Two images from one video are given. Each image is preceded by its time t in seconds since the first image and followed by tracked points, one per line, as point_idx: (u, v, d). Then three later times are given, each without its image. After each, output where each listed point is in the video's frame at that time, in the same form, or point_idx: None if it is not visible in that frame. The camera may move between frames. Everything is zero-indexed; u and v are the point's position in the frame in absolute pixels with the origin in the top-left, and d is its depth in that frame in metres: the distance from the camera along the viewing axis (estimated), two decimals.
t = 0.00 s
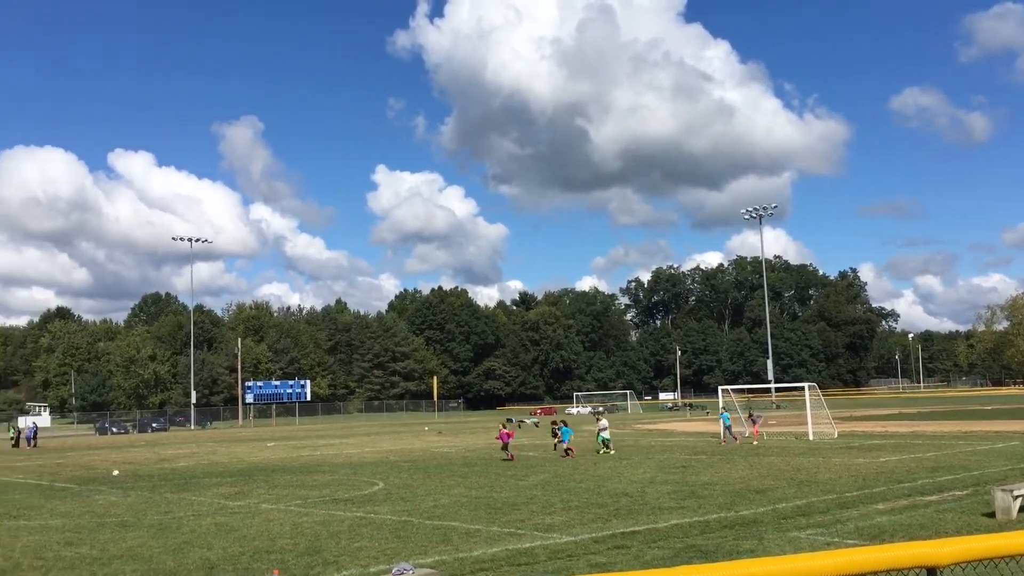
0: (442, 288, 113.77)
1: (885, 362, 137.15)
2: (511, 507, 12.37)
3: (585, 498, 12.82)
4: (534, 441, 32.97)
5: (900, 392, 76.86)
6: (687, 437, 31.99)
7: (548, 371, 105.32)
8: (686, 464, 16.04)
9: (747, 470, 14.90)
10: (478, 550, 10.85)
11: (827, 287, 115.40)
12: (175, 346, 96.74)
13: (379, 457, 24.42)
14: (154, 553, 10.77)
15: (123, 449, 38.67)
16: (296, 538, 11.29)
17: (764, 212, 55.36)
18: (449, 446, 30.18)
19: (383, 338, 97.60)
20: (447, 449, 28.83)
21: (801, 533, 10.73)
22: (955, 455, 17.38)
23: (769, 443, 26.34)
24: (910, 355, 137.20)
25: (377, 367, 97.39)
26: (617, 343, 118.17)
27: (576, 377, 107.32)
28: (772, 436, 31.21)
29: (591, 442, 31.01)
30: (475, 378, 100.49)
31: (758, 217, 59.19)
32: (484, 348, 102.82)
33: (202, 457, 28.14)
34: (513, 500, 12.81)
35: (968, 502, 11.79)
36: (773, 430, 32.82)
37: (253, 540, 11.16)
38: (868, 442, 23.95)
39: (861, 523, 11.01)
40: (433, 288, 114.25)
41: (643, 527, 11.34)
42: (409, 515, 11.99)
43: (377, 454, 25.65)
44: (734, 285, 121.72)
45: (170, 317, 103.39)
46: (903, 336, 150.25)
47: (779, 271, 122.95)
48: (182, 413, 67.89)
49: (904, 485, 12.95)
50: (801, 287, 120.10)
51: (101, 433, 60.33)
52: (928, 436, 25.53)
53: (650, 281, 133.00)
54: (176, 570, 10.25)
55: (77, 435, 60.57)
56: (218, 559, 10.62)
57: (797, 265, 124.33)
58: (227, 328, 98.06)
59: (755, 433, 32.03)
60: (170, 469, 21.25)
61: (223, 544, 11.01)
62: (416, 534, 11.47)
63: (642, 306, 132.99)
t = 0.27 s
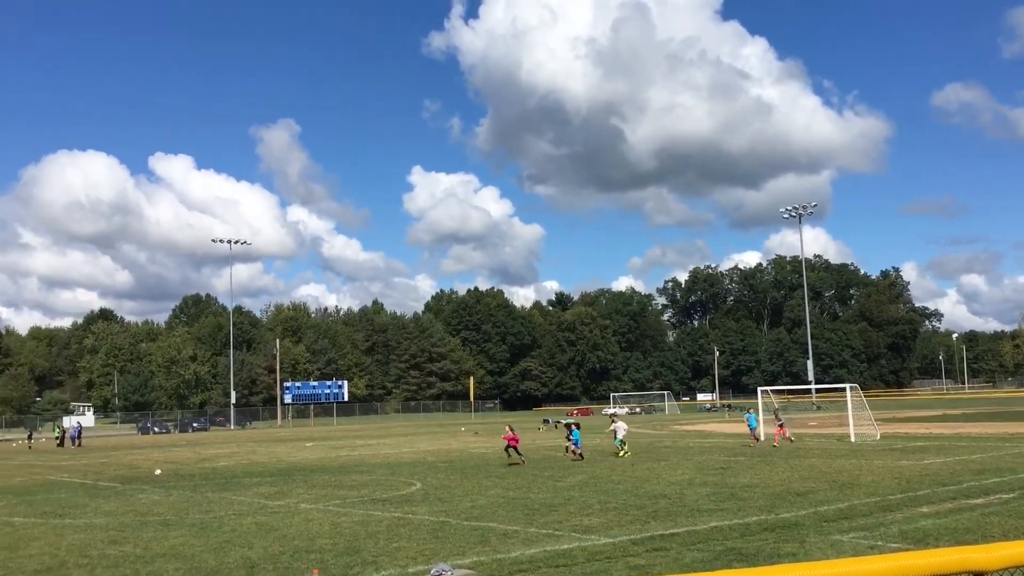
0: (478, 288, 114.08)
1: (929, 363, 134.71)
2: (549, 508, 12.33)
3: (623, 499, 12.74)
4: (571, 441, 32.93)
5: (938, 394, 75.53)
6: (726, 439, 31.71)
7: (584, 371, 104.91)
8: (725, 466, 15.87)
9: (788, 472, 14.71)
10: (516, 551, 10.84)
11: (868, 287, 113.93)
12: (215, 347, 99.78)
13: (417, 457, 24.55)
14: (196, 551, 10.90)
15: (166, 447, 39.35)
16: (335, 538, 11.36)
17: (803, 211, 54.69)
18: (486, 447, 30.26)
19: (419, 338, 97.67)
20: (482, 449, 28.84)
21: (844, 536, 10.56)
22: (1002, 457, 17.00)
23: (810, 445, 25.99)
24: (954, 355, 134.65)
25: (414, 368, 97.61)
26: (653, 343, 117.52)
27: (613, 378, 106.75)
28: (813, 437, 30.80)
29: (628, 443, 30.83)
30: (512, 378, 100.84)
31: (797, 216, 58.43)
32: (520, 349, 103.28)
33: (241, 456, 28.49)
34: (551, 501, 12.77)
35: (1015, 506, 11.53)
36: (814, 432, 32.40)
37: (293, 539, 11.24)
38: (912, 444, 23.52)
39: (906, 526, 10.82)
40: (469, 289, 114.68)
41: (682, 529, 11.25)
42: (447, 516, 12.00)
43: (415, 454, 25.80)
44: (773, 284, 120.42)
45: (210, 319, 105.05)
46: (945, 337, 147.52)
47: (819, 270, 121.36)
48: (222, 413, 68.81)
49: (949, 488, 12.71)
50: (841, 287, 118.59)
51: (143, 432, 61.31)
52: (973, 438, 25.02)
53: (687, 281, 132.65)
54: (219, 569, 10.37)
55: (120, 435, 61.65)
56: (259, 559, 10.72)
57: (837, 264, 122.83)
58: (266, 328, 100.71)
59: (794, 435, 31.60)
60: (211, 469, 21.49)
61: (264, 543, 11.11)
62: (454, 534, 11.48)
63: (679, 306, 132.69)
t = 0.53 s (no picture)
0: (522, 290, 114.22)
1: (981, 362, 131.72)
2: (595, 510, 12.26)
3: (670, 501, 12.62)
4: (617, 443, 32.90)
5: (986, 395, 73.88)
6: (775, 440, 31.44)
7: (629, 372, 104.43)
8: (775, 468, 15.67)
9: (838, 474, 14.48)
10: (563, 553, 10.78)
11: (919, 286, 111.99)
12: (261, 348, 102.27)
13: (463, 458, 24.73)
14: (245, 551, 11.01)
15: (217, 448, 40.22)
16: (382, 539, 11.41)
17: (852, 209, 53.88)
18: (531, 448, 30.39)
19: (463, 340, 97.75)
20: (527, 450, 28.94)
21: (897, 540, 10.35)
22: None
23: (860, 446, 25.63)
24: (1007, 354, 131.46)
25: (457, 370, 97.85)
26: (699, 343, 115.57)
27: (658, 379, 106.28)
28: (863, 438, 30.38)
29: (675, 445, 30.72)
30: (556, 379, 100.22)
31: (845, 214, 57.50)
32: (565, 349, 102.99)
33: (289, 457, 28.94)
34: (596, 503, 12.69)
35: None
36: (865, 433, 31.95)
37: (340, 540, 11.30)
38: (967, 445, 23.05)
39: (961, 529, 10.56)
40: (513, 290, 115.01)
41: (731, 532, 11.11)
42: (493, 517, 11.99)
43: (460, 456, 25.99)
44: (821, 284, 118.78)
45: (257, 322, 106.85)
46: (997, 337, 144.25)
47: (869, 269, 119.26)
48: (269, 414, 69.94)
49: (1006, 491, 12.37)
50: (892, 286, 116.72)
51: (192, 433, 62.17)
52: None
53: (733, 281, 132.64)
54: (268, 570, 10.45)
55: (170, 435, 62.76)
56: (307, 559, 10.77)
57: (888, 262, 120.92)
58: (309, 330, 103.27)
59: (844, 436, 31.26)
60: (259, 469, 21.81)
61: (311, 544, 11.19)
62: (500, 535, 11.46)
63: (725, 306, 133.21)
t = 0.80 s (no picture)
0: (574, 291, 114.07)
1: None
2: (651, 512, 12.19)
3: (727, 503, 12.51)
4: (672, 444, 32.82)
5: None
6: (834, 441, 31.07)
7: (684, 372, 105.54)
8: (834, 470, 15.44)
9: (901, 476, 14.20)
10: (618, 555, 10.72)
11: (982, 284, 109.16)
12: (317, 351, 104.51)
13: (517, 459, 24.95)
14: (303, 551, 11.17)
15: (277, 448, 41.20)
16: (439, 540, 11.47)
17: (911, 205, 52.82)
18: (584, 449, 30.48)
19: (515, 341, 97.62)
20: (581, 451, 29.02)
21: (963, 543, 10.10)
22: None
23: (923, 447, 25.19)
24: None
25: (510, 371, 97.99)
26: (754, 344, 115.20)
27: (712, 379, 107.43)
28: (926, 439, 29.85)
29: (731, 446, 30.51)
30: (609, 380, 99.66)
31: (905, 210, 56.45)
32: (617, 350, 102.16)
33: (345, 459, 29.45)
34: (651, 504, 12.64)
35: None
36: (928, 434, 31.39)
37: (397, 541, 11.39)
38: None
39: None
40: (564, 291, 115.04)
41: (790, 535, 10.97)
42: (549, 518, 12.00)
43: (515, 457, 26.21)
44: (880, 282, 116.46)
45: (313, 325, 108.63)
46: None
47: (929, 267, 116.51)
48: (324, 416, 71.14)
49: None
50: (954, 283, 113.99)
51: (249, 434, 62.96)
52: None
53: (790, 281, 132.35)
54: (326, 569, 10.59)
55: (228, 437, 63.59)
56: (365, 559, 10.88)
57: (949, 260, 118.14)
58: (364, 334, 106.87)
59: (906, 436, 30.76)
60: (316, 471, 22.21)
61: (368, 545, 11.29)
62: (555, 536, 11.47)
63: (782, 306, 133.08)
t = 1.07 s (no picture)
0: (636, 291, 114.33)
1: None
2: (719, 513, 12.14)
3: (797, 505, 12.39)
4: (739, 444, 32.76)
5: None
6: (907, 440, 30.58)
7: (749, 372, 103.59)
8: (909, 470, 15.13)
9: (979, 477, 13.78)
10: (687, 557, 10.63)
11: None
12: (382, 352, 107.35)
13: (582, 459, 25.32)
14: (372, 550, 11.40)
15: (346, 448, 42.31)
16: (504, 540, 11.57)
17: (986, 199, 51.44)
18: (649, 449, 30.66)
19: (578, 341, 97.38)
20: (646, 451, 29.11)
21: None
22: None
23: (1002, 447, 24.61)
24: None
25: (573, 371, 97.82)
26: (823, 343, 116.44)
27: (780, 379, 105.68)
28: (1004, 439, 29.14)
29: (802, 446, 30.16)
30: (674, 380, 99.28)
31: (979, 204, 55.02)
32: (681, 350, 102.10)
33: (409, 458, 30.11)
34: (719, 505, 12.58)
35: None
36: (1006, 433, 30.64)
37: (463, 541, 11.51)
38: None
39: None
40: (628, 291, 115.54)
41: (862, 537, 10.76)
42: (614, 519, 12.02)
43: (580, 457, 26.55)
44: (954, 278, 114.07)
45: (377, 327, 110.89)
46: None
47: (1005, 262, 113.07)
48: (389, 416, 72.60)
49: None
50: None
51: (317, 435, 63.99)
52: None
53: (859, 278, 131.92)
54: (393, 569, 10.80)
55: (296, 438, 64.55)
56: (432, 558, 11.06)
57: None
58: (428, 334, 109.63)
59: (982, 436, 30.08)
60: (381, 471, 22.67)
61: (435, 544, 11.47)
62: (622, 537, 11.46)
63: (851, 304, 132.98)
